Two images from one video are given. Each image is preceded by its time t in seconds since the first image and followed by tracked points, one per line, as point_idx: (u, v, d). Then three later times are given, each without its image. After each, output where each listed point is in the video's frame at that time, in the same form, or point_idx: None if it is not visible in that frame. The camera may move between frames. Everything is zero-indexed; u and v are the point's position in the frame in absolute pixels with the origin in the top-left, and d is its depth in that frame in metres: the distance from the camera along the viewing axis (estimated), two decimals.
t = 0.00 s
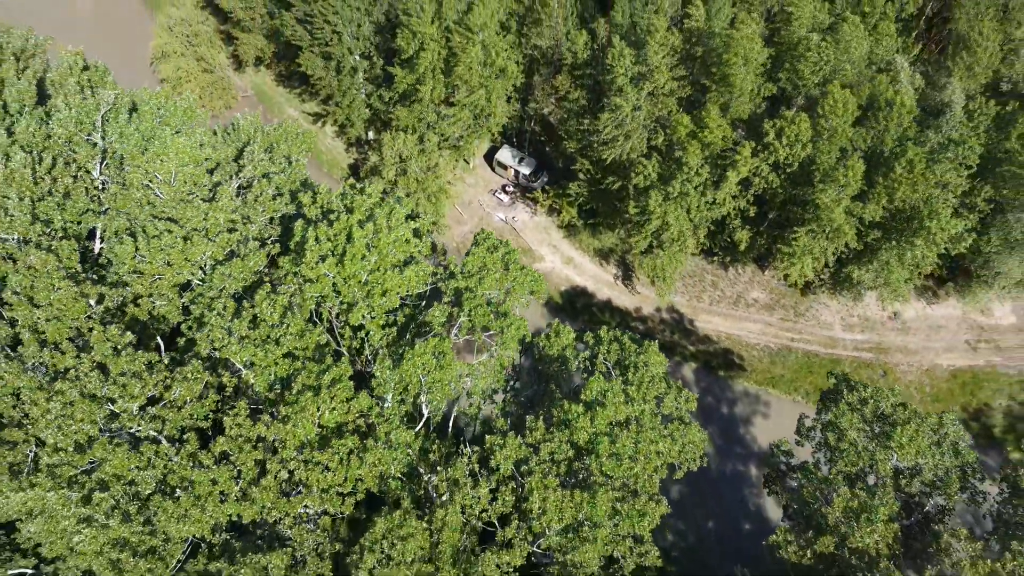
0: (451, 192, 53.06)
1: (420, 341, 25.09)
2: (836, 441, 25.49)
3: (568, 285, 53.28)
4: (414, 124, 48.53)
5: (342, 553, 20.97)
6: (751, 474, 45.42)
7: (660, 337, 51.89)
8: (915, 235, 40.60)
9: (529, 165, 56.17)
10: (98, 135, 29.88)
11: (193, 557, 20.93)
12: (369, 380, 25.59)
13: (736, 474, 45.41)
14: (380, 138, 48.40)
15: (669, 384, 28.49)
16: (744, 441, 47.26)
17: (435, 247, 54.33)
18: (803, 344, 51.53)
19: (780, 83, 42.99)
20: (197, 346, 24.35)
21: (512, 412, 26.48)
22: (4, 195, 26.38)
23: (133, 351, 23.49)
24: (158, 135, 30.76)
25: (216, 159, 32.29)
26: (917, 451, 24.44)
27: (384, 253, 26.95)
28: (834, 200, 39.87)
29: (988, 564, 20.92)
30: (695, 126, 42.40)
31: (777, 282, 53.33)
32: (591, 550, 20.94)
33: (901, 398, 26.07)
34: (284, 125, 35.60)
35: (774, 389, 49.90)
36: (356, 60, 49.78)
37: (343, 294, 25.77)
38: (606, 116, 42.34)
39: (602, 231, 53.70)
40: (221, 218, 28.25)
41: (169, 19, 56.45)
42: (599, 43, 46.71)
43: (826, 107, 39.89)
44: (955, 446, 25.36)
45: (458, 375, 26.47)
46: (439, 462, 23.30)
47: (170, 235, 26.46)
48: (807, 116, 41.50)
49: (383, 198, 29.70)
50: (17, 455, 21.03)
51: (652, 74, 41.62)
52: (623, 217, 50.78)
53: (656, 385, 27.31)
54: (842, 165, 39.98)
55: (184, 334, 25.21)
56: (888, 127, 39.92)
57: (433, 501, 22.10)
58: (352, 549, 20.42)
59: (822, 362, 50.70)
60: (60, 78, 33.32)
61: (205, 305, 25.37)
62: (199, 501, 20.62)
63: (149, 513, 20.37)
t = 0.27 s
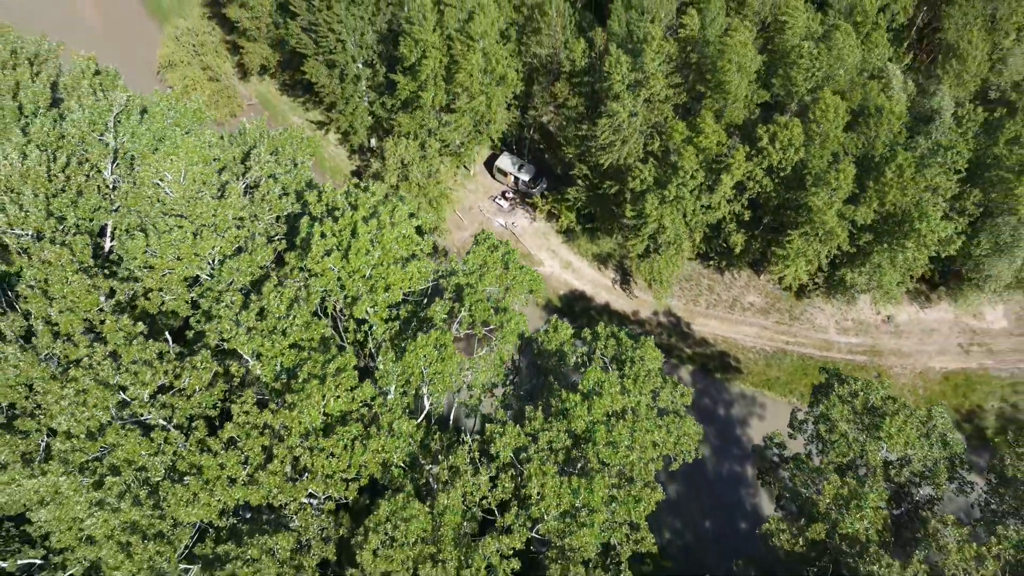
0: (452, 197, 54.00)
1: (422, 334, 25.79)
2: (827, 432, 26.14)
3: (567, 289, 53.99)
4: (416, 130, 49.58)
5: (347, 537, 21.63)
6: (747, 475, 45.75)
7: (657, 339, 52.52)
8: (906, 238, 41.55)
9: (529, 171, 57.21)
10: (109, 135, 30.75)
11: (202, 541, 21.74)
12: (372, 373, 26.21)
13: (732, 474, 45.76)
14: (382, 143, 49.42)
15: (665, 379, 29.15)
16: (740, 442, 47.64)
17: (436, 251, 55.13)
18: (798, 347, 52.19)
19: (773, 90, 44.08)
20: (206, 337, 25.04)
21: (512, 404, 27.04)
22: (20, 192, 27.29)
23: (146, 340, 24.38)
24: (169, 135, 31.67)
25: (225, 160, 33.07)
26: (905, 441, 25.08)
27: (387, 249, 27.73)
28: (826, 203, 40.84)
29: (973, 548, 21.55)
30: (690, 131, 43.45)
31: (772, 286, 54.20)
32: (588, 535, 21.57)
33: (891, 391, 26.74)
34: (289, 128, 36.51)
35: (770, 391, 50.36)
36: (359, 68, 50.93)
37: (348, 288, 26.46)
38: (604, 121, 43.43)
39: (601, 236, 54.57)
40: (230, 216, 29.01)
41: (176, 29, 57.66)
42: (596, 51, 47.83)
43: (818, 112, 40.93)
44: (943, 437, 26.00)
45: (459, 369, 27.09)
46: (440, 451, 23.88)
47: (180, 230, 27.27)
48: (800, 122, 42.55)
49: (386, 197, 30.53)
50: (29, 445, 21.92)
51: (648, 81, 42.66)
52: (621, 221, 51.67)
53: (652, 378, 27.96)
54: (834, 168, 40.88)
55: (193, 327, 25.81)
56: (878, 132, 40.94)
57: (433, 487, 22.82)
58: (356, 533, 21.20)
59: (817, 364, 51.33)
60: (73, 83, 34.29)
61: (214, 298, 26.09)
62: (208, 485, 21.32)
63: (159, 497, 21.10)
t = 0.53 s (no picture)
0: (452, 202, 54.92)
1: (424, 327, 26.45)
2: (819, 424, 26.76)
3: (566, 294, 54.66)
4: (418, 135, 50.61)
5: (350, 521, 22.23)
6: (743, 476, 46.10)
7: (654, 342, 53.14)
8: (897, 240, 42.45)
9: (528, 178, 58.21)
10: (121, 136, 31.60)
11: (209, 527, 22.36)
12: (376, 366, 26.82)
13: (729, 475, 46.10)
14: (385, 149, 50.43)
15: (662, 374, 29.78)
16: (736, 443, 48.02)
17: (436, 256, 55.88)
18: (793, 350, 52.79)
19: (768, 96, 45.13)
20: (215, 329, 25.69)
21: (511, 398, 27.64)
22: (35, 189, 28.15)
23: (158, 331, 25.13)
24: (179, 137, 32.62)
25: (233, 161, 33.72)
26: (895, 432, 25.69)
27: (391, 245, 28.48)
28: (818, 206, 41.77)
29: (960, 534, 22.15)
30: (686, 137, 44.48)
31: (767, 290, 55.00)
32: (585, 520, 22.18)
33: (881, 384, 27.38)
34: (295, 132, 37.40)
35: (766, 393, 50.82)
36: (362, 76, 52.13)
37: (353, 282, 27.20)
38: (601, 127, 44.47)
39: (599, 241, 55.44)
40: (239, 214, 29.71)
41: (183, 39, 58.89)
42: (594, 59, 49.00)
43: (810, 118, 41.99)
44: (932, 428, 26.62)
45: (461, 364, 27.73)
46: (441, 441, 24.47)
47: (190, 226, 28.02)
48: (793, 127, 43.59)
49: (390, 197, 31.33)
50: (41, 436, 22.90)
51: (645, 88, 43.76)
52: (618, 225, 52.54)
53: (649, 373, 28.60)
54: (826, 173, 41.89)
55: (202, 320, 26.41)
56: (869, 137, 41.98)
57: (435, 474, 23.41)
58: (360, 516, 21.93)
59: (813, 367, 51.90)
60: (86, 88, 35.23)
61: (223, 292, 26.83)
62: (216, 470, 21.93)
63: (169, 482, 21.72)
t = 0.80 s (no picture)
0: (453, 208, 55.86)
1: (427, 322, 27.19)
2: (811, 416, 27.41)
3: (565, 298, 55.39)
4: (420, 142, 51.75)
5: (354, 507, 22.83)
6: (740, 476, 46.48)
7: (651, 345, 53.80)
8: (889, 243, 43.41)
9: (528, 184, 59.30)
10: (133, 137, 32.58)
11: (218, 514, 22.99)
12: (379, 359, 27.54)
13: (726, 475, 46.51)
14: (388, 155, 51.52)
15: (658, 369, 30.50)
16: (733, 445, 48.44)
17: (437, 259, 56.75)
18: (789, 353, 53.42)
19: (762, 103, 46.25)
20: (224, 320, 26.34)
21: (512, 391, 28.33)
22: (50, 187, 28.96)
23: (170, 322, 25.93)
24: (189, 138, 33.58)
25: (242, 161, 34.54)
26: (886, 423, 26.31)
27: (395, 242, 29.30)
28: (811, 210, 42.76)
29: (948, 519, 22.74)
30: (682, 142, 45.56)
31: (764, 294, 55.83)
32: (584, 506, 22.80)
33: (871, 377, 28.11)
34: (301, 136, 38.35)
35: (762, 395, 51.37)
36: (366, 84, 53.27)
37: (358, 278, 27.99)
38: (599, 133, 45.55)
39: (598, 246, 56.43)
40: (247, 212, 30.45)
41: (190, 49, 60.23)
42: (593, 66, 50.15)
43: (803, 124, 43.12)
44: (922, 420, 27.25)
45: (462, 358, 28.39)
46: (443, 431, 25.19)
47: (201, 222, 28.84)
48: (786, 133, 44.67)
49: (393, 197, 32.17)
50: (53, 427, 24.33)
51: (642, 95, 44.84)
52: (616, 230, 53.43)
53: (646, 368, 29.28)
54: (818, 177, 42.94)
55: (212, 313, 27.06)
56: (861, 142, 43.08)
57: (436, 461, 24.13)
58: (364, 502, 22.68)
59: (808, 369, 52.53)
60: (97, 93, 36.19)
61: (232, 286, 27.65)
62: (224, 457, 22.70)
63: (179, 468, 22.49)
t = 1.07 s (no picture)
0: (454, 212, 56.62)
1: (430, 316, 27.92)
2: (804, 409, 28.09)
3: (564, 302, 56.14)
4: (421, 148, 52.87)
5: (358, 494, 23.44)
6: (738, 477, 46.72)
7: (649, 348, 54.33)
8: (881, 246, 44.34)
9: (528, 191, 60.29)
10: (143, 139, 33.55)
11: (224, 501, 23.57)
12: (383, 352, 28.21)
13: (723, 477, 46.74)
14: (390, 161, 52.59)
15: (655, 365, 31.21)
16: (730, 446, 48.71)
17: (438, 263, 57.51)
18: (785, 356, 53.95)
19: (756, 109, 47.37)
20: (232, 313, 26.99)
21: (512, 384, 28.99)
22: (64, 185, 29.63)
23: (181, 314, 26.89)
24: (198, 139, 34.49)
25: (250, 162, 35.47)
26: (876, 415, 26.99)
27: (398, 240, 30.11)
28: (804, 213, 43.74)
29: (936, 506, 23.35)
30: (678, 147, 46.62)
31: (759, 299, 56.57)
32: (581, 493, 23.41)
33: (862, 371, 28.84)
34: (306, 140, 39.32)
35: (758, 397, 51.78)
36: (369, 92, 54.42)
37: (362, 273, 28.72)
38: (597, 138, 46.63)
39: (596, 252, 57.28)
40: (255, 210, 31.27)
41: (197, 58, 61.53)
42: (591, 74, 51.32)
43: (796, 129, 44.24)
44: (912, 413, 27.92)
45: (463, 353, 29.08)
46: (445, 422, 25.83)
47: (210, 219, 29.46)
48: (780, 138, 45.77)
49: (397, 197, 33.03)
50: (64, 418, 25.01)
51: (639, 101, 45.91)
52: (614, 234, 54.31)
53: (643, 363, 29.99)
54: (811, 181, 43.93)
55: (220, 307, 27.71)
56: (852, 147, 44.17)
57: (438, 451, 24.82)
58: (368, 489, 23.42)
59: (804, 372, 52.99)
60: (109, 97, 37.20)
61: (239, 281, 28.36)
62: (232, 444, 23.31)
63: (189, 455, 23.23)
